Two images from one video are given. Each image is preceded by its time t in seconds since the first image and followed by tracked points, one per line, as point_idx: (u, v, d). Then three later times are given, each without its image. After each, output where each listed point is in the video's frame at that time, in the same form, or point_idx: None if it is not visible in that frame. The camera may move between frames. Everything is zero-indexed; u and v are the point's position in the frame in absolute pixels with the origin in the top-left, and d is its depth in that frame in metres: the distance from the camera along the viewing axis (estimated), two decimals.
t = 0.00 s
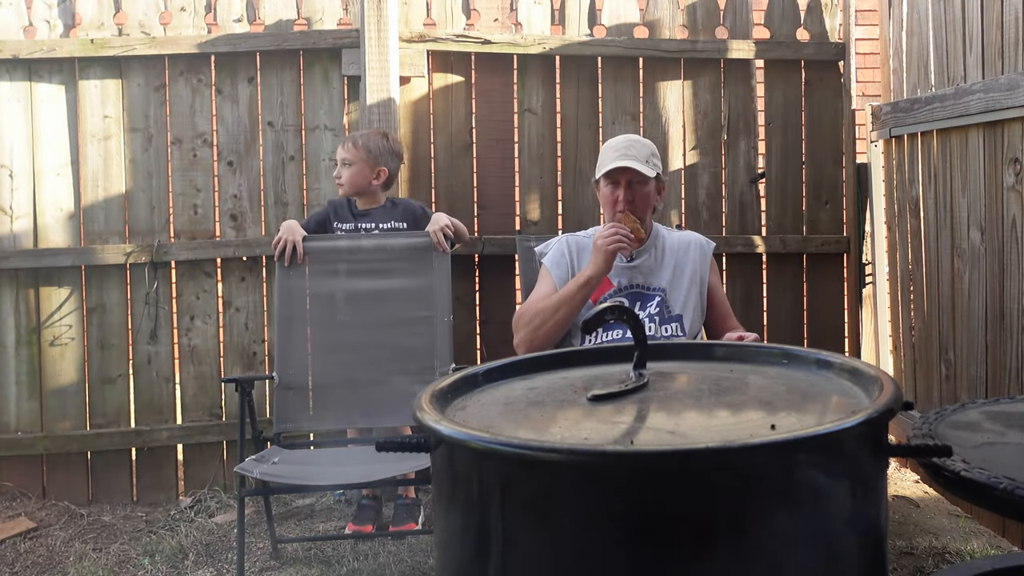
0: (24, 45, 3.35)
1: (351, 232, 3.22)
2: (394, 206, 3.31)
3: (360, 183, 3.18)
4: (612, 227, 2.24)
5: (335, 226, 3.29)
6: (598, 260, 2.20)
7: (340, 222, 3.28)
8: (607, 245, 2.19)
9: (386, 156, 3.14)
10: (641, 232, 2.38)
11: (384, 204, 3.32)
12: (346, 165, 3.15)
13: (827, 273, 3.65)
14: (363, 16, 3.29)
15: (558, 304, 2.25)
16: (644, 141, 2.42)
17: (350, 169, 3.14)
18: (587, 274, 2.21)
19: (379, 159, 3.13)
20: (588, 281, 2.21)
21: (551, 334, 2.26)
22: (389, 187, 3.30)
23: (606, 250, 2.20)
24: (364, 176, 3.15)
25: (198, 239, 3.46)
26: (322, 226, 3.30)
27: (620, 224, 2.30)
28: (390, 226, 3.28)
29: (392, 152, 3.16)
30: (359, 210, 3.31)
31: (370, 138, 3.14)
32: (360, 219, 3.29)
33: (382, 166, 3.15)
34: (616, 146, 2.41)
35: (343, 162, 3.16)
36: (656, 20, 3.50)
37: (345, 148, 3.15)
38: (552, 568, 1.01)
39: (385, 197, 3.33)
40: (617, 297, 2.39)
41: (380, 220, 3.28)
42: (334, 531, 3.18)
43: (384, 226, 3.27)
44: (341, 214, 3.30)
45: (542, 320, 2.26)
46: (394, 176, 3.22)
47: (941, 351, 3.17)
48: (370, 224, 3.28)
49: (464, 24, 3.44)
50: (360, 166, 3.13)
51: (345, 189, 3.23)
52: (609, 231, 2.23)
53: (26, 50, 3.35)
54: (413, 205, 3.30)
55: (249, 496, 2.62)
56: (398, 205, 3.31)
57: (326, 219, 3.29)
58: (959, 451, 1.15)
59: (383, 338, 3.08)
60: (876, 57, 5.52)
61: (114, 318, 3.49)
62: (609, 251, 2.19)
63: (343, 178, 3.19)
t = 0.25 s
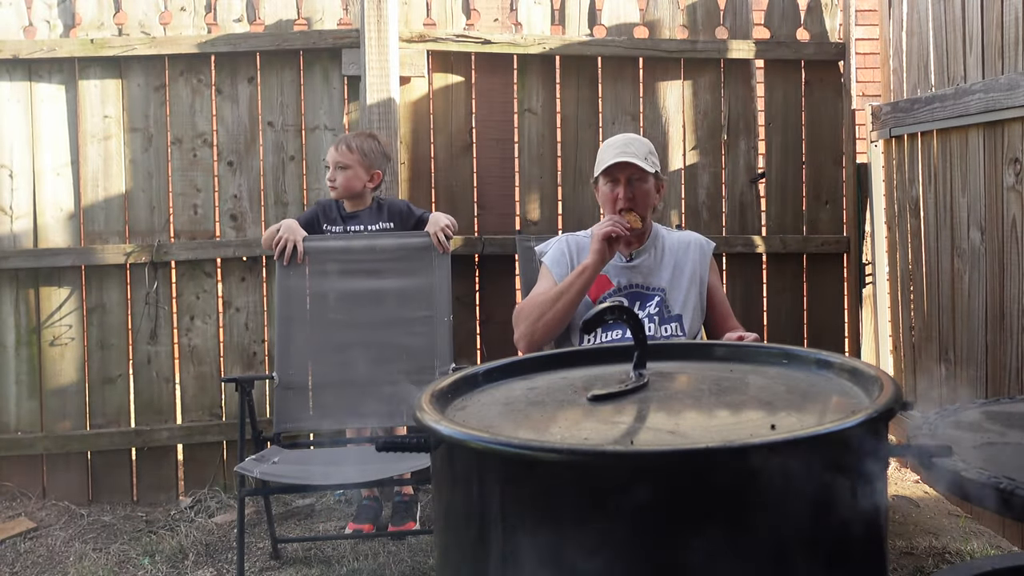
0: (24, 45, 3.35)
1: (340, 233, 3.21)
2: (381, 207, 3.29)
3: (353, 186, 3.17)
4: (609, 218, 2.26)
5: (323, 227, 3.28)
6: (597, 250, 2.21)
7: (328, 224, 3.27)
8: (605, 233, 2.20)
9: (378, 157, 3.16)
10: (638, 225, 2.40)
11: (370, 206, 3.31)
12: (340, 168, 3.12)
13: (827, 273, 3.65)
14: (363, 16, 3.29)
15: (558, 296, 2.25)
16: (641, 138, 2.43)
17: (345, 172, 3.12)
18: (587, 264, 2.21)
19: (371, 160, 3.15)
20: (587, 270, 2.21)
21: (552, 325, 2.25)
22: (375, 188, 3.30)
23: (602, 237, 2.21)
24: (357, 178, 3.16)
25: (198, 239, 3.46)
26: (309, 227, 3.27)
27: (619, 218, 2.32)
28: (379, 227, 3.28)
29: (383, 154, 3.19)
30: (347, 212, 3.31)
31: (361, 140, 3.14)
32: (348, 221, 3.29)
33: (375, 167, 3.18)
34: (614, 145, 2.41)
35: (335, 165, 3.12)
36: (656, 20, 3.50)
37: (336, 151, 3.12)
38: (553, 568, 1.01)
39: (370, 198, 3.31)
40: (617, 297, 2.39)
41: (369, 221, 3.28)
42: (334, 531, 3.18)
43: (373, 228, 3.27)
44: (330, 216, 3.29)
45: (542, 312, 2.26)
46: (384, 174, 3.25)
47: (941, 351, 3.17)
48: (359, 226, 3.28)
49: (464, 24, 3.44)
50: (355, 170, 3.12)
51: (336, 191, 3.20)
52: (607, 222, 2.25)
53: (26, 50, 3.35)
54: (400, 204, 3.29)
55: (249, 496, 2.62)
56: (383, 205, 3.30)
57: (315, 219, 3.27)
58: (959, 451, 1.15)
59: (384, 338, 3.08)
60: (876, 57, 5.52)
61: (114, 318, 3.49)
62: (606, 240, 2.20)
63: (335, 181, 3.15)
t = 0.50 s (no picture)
0: (24, 45, 3.35)
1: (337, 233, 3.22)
2: (376, 205, 3.29)
3: (351, 186, 3.17)
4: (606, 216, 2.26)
5: (319, 227, 3.27)
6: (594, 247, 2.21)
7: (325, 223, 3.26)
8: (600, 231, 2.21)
9: (373, 155, 3.17)
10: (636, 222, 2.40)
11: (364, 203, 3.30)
12: (337, 170, 3.11)
13: (827, 273, 3.64)
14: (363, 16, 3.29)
15: (555, 294, 2.25)
16: (638, 139, 2.44)
17: (342, 173, 3.12)
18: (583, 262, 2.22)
19: (367, 159, 3.16)
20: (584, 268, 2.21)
21: (549, 323, 2.25)
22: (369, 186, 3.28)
23: (597, 234, 2.20)
24: (354, 178, 3.16)
25: (198, 239, 3.46)
26: (305, 226, 3.27)
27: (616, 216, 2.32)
28: (375, 225, 3.27)
29: (377, 151, 3.19)
30: (342, 210, 3.29)
31: (355, 140, 3.13)
32: (344, 220, 3.28)
33: (370, 166, 3.18)
34: (613, 147, 2.42)
35: (332, 167, 3.11)
36: (656, 20, 3.50)
37: (331, 152, 3.11)
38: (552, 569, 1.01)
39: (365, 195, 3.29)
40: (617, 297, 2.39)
41: (365, 220, 3.27)
42: (334, 531, 3.19)
43: (369, 226, 3.27)
44: (325, 214, 3.28)
45: (540, 310, 2.26)
46: (377, 172, 3.25)
47: (941, 351, 3.17)
48: (356, 225, 3.27)
49: (464, 24, 3.44)
50: (353, 170, 3.13)
51: (333, 192, 3.19)
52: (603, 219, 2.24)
53: (26, 50, 3.35)
54: (394, 201, 3.28)
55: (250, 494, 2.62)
56: (378, 203, 3.29)
57: (310, 218, 3.27)
58: (959, 451, 1.15)
59: (384, 338, 3.08)
60: (876, 57, 5.52)
61: (114, 318, 3.49)
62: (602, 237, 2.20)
63: (331, 182, 3.14)
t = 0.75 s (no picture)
0: (24, 45, 3.35)
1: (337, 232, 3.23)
2: (377, 204, 3.29)
3: (349, 185, 3.17)
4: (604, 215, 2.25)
5: (319, 226, 3.28)
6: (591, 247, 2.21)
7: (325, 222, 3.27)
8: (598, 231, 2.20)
9: (372, 155, 3.17)
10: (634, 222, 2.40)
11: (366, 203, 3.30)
12: (334, 167, 3.12)
13: (827, 273, 3.64)
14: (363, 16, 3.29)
15: (552, 294, 2.25)
16: (636, 138, 2.44)
17: (340, 170, 3.12)
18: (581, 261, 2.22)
19: (366, 159, 3.16)
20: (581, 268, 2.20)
21: (547, 324, 2.25)
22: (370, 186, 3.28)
23: (597, 235, 2.20)
24: (352, 177, 3.16)
25: (198, 239, 3.46)
26: (305, 226, 3.28)
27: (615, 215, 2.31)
28: (377, 224, 3.27)
29: (377, 152, 3.20)
30: (343, 210, 3.30)
31: (355, 139, 3.15)
32: (345, 219, 3.28)
33: (369, 166, 3.18)
34: (611, 146, 2.42)
35: (330, 164, 3.12)
36: (656, 20, 3.50)
37: (329, 149, 3.13)
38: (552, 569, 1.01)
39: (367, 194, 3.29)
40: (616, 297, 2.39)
41: (366, 218, 3.27)
42: (334, 531, 3.19)
43: (370, 225, 3.27)
44: (325, 213, 3.29)
45: (537, 311, 2.26)
46: (378, 172, 3.25)
47: (941, 351, 3.17)
48: (356, 224, 3.27)
49: (464, 24, 3.44)
50: (350, 168, 3.13)
51: (332, 191, 3.20)
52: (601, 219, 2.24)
53: (26, 50, 3.35)
54: (396, 199, 3.28)
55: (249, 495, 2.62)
56: (379, 201, 3.29)
57: (310, 217, 3.28)
58: (959, 451, 1.15)
59: (384, 338, 3.08)
60: (876, 57, 5.52)
61: (114, 318, 3.49)
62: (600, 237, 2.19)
63: (329, 180, 3.15)
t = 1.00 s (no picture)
0: (24, 45, 3.35)
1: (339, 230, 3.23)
2: (381, 194, 3.28)
3: (350, 180, 3.17)
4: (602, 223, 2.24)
5: (322, 220, 3.27)
6: (591, 258, 2.21)
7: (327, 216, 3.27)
8: (597, 242, 2.20)
9: (377, 153, 3.14)
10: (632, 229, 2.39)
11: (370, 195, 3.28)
12: (337, 161, 3.13)
13: (827, 273, 3.64)
14: (363, 16, 3.29)
15: (549, 302, 2.25)
16: (638, 138, 2.43)
17: (341, 166, 3.12)
18: (579, 271, 2.22)
19: (370, 157, 3.13)
20: (579, 278, 2.21)
21: (543, 332, 2.26)
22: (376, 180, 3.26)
23: (596, 246, 2.20)
24: (354, 173, 3.15)
25: (198, 239, 3.46)
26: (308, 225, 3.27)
27: (613, 221, 2.30)
28: (380, 216, 3.28)
29: (384, 152, 3.17)
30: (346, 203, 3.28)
31: (362, 136, 3.12)
32: (348, 212, 3.28)
33: (373, 165, 3.17)
34: (612, 146, 2.42)
35: (333, 158, 3.13)
36: (656, 20, 3.50)
37: (334, 143, 3.12)
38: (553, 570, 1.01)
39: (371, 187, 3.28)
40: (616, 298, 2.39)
41: (370, 210, 3.27)
42: (334, 531, 3.19)
43: (374, 217, 3.28)
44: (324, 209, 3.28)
45: (533, 319, 2.27)
46: (382, 170, 3.24)
47: (941, 351, 3.17)
48: (360, 218, 3.28)
49: (464, 24, 3.44)
50: (351, 165, 3.12)
51: (333, 185, 3.20)
52: (599, 229, 2.23)
53: (26, 50, 3.35)
54: (399, 190, 3.28)
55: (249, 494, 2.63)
56: (383, 191, 3.28)
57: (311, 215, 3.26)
58: (959, 451, 1.15)
59: (384, 337, 3.08)
60: (876, 57, 5.52)
61: (114, 318, 3.49)
62: (600, 248, 2.20)
63: (331, 174, 3.16)
